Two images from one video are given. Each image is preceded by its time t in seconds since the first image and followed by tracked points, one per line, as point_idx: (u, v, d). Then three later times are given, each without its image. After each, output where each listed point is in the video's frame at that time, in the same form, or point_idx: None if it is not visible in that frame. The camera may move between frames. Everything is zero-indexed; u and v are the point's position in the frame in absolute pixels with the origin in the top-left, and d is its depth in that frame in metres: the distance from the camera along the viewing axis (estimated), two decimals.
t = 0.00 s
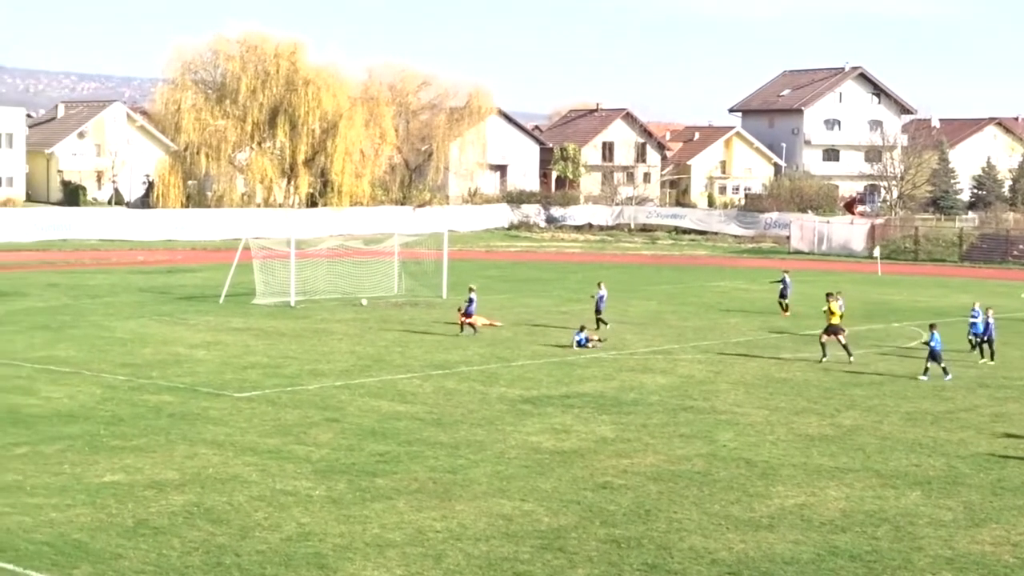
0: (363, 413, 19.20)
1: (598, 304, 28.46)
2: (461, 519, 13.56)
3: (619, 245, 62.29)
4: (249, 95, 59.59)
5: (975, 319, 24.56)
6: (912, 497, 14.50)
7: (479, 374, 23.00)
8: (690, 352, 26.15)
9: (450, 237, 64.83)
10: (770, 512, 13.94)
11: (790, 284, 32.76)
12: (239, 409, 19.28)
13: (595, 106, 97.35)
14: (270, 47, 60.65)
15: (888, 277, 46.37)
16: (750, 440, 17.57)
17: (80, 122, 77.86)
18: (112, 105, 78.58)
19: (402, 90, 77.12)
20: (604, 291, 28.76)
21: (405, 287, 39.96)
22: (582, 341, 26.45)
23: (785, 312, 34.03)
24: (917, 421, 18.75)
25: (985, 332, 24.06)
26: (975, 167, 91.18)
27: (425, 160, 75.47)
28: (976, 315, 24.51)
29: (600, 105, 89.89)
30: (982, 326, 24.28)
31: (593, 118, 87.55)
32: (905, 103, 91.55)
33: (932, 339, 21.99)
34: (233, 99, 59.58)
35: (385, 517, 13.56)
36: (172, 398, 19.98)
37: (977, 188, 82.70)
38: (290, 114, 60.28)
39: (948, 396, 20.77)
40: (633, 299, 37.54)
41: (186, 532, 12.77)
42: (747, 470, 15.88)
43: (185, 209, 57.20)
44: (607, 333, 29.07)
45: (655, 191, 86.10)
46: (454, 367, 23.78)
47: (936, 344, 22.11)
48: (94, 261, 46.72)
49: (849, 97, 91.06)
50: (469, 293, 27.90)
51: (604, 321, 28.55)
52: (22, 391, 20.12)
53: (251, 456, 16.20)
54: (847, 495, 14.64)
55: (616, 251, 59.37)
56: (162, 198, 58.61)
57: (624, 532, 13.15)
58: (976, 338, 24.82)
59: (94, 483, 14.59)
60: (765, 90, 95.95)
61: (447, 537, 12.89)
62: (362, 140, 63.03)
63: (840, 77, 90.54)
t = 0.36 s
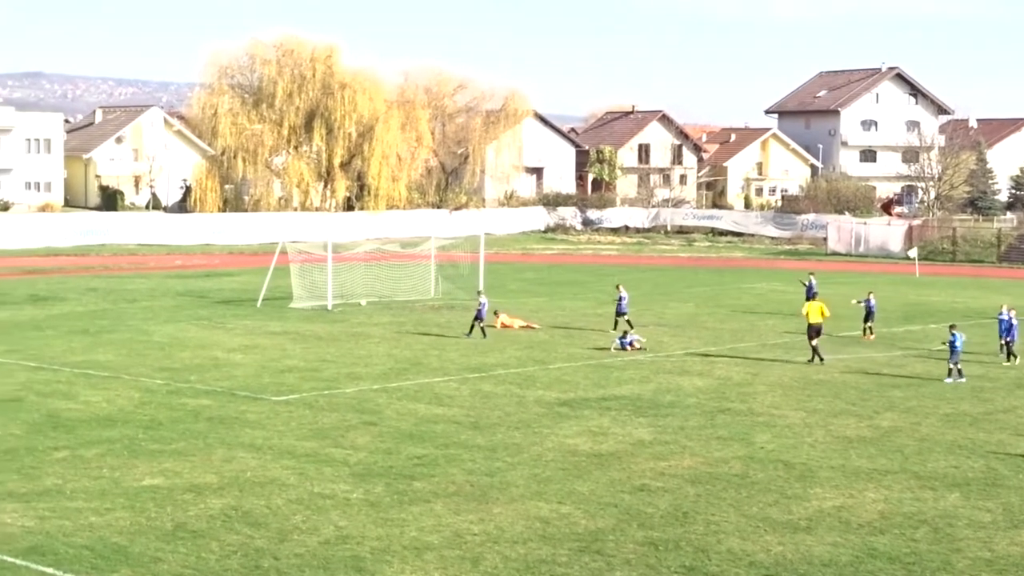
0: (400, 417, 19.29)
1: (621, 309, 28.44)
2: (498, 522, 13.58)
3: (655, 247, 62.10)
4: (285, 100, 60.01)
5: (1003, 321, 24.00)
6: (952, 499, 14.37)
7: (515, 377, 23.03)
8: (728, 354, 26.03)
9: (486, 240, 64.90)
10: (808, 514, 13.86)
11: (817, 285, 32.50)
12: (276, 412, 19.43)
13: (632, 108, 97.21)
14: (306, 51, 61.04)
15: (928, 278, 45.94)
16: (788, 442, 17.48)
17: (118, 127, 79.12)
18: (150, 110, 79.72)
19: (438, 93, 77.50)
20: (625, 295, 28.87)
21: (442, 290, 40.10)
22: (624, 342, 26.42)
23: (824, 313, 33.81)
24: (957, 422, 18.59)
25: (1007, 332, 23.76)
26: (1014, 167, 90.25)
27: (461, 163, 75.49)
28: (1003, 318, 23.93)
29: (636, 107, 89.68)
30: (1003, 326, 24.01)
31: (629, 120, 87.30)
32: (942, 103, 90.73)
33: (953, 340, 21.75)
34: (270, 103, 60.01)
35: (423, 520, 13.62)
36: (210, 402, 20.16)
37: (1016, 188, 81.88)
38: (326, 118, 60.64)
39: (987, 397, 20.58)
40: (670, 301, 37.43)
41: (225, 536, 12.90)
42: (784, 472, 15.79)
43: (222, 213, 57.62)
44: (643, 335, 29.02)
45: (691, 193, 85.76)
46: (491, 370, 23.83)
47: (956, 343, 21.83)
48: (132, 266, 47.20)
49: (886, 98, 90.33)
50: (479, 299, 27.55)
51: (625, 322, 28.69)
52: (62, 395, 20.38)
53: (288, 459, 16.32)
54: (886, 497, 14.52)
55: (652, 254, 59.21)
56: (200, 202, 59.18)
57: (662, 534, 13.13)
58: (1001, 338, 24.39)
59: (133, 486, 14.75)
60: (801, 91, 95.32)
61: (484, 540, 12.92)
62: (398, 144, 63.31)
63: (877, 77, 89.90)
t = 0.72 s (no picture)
0: (420, 420, 19.28)
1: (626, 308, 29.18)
2: (517, 526, 13.56)
3: (675, 249, 61.95)
4: (305, 103, 60.27)
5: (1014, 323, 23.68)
6: (974, 501, 14.26)
7: (534, 380, 22.99)
8: (748, 356, 25.95)
9: (505, 243, 64.85)
10: (828, 517, 13.78)
11: (823, 288, 32.29)
12: (295, 416, 19.47)
13: (651, 109, 97.09)
14: (325, 55, 61.33)
15: (949, 279, 45.67)
16: (808, 444, 17.38)
17: (138, 130, 79.28)
18: (170, 113, 79.66)
19: (457, 95, 77.38)
20: (630, 294, 29.37)
21: (461, 293, 40.11)
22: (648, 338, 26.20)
23: (844, 315, 33.65)
24: (979, 424, 18.46)
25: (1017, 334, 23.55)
26: None
27: (480, 166, 75.56)
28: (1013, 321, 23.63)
29: (655, 109, 89.51)
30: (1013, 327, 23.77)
31: (648, 122, 87.12)
32: (963, 103, 90.22)
33: (955, 342, 21.64)
34: (290, 106, 60.25)
35: (443, 523, 13.61)
36: (229, 405, 20.23)
37: None
38: (345, 121, 60.84)
39: (1010, 399, 20.42)
40: (690, 303, 37.34)
41: (244, 539, 12.92)
42: (805, 474, 15.71)
43: (242, 217, 57.80)
44: (663, 338, 28.95)
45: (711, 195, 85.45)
46: (510, 373, 23.80)
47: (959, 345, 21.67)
48: (153, 270, 47.40)
49: (906, 98, 89.85)
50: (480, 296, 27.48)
51: (632, 322, 29.23)
52: (82, 399, 20.49)
53: (308, 462, 16.34)
54: (907, 499, 14.43)
55: (671, 255, 59.06)
56: (219, 206, 59.35)
57: (682, 537, 13.08)
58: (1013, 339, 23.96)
59: (153, 490, 14.80)
60: (821, 92, 94.92)
61: (503, 543, 12.91)
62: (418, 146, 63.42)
63: (897, 78, 89.44)
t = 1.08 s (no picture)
0: (402, 426, 19.26)
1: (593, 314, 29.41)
2: (498, 532, 13.57)
3: (656, 256, 62.13)
4: (287, 109, 60.15)
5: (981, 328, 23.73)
6: (953, 506, 14.36)
7: (516, 386, 23.01)
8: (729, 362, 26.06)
9: (487, 249, 64.83)
10: (809, 522, 13.85)
11: (794, 294, 32.49)
12: (277, 422, 19.44)
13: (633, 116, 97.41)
14: (307, 61, 61.24)
15: (929, 285, 45.99)
16: (789, 450, 17.46)
17: (120, 137, 78.99)
18: (151, 120, 79.43)
19: (439, 103, 77.44)
20: (596, 299, 29.44)
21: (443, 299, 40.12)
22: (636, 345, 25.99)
23: (825, 321, 33.86)
24: (958, 430, 18.59)
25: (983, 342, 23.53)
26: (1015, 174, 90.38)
27: (463, 172, 74.98)
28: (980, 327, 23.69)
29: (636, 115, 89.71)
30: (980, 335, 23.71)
31: (630, 128, 87.30)
32: (943, 110, 90.77)
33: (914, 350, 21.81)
34: (271, 113, 60.17)
35: (424, 529, 13.61)
36: (210, 412, 20.17)
37: (1017, 196, 81.96)
38: (327, 128, 60.77)
39: (989, 405, 20.59)
40: (671, 309, 37.47)
41: (225, 545, 12.89)
42: (785, 480, 15.78)
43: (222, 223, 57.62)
44: (644, 344, 29.03)
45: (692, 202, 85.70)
46: (492, 379, 23.81)
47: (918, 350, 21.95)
48: (133, 276, 47.20)
49: (887, 105, 90.37)
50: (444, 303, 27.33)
51: (599, 327, 29.30)
52: (63, 406, 20.39)
53: (289, 469, 16.31)
54: (888, 505, 14.50)
55: (652, 262, 59.20)
56: (200, 212, 59.22)
57: (663, 543, 13.12)
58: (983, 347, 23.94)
59: (133, 497, 14.74)
60: (802, 99, 95.44)
61: (485, 549, 12.92)
62: (400, 153, 63.30)
63: (877, 85, 89.91)
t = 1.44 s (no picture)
0: (383, 433, 19.23)
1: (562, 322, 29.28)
2: (479, 539, 13.55)
3: (637, 262, 62.27)
4: (268, 116, 59.99)
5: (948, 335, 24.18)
6: (934, 513, 14.43)
7: (497, 393, 22.99)
8: (710, 369, 26.13)
9: (469, 256, 64.81)
10: (791, 529, 13.88)
11: (764, 302, 32.61)
12: (258, 429, 19.36)
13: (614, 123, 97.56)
14: (289, 68, 61.09)
15: (908, 292, 46.28)
16: (770, 457, 17.52)
17: (100, 143, 78.43)
18: (131, 126, 79.15)
19: (420, 108, 77.24)
20: (565, 308, 29.31)
21: (424, 306, 40.14)
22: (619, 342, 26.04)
23: (805, 328, 34.01)
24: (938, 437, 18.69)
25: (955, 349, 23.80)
26: (994, 181, 91.02)
27: (443, 179, 75.38)
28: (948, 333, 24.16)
29: (617, 122, 89.85)
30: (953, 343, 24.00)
31: (611, 135, 87.49)
32: (923, 117, 91.23)
33: (875, 356, 21.89)
34: (252, 119, 59.98)
35: (406, 537, 13.58)
36: (191, 419, 20.07)
37: (996, 203, 82.49)
38: (309, 134, 60.61)
39: (969, 411, 20.73)
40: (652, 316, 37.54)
41: (206, 553, 12.83)
42: (767, 487, 15.83)
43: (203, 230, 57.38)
44: (626, 351, 29.08)
45: (673, 209, 85.92)
46: (473, 386, 23.79)
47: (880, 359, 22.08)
48: (114, 283, 46.95)
49: (868, 112, 90.80)
50: (409, 311, 27.07)
51: (569, 334, 29.18)
52: (43, 413, 20.25)
53: (271, 476, 16.25)
54: (869, 511, 14.55)
55: (634, 269, 59.33)
56: (181, 219, 59.00)
57: (644, 550, 13.12)
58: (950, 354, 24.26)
59: (114, 504, 14.65)
60: (783, 106, 95.88)
61: (466, 556, 12.90)
62: (381, 160, 63.25)
63: (858, 92, 90.33)
